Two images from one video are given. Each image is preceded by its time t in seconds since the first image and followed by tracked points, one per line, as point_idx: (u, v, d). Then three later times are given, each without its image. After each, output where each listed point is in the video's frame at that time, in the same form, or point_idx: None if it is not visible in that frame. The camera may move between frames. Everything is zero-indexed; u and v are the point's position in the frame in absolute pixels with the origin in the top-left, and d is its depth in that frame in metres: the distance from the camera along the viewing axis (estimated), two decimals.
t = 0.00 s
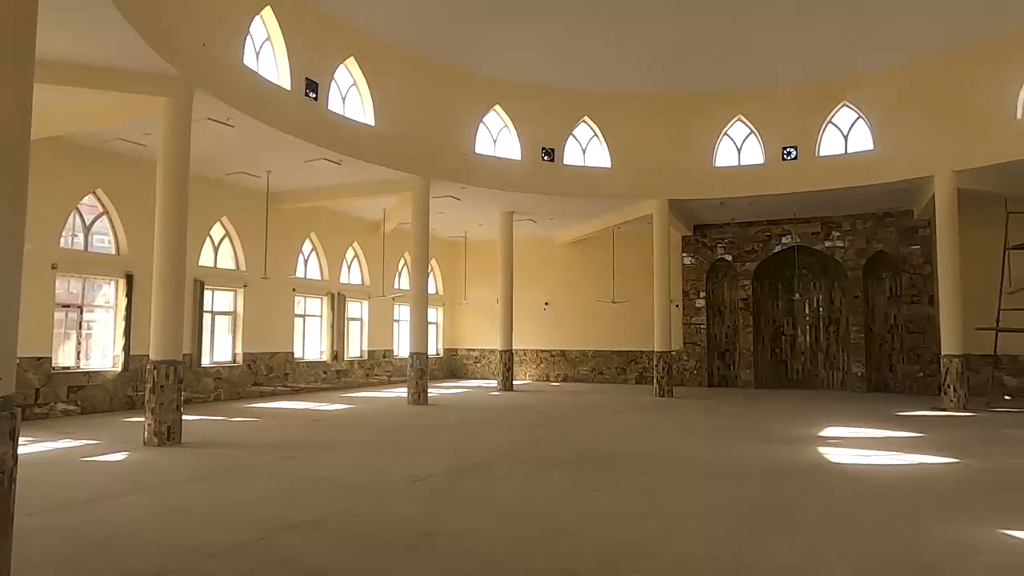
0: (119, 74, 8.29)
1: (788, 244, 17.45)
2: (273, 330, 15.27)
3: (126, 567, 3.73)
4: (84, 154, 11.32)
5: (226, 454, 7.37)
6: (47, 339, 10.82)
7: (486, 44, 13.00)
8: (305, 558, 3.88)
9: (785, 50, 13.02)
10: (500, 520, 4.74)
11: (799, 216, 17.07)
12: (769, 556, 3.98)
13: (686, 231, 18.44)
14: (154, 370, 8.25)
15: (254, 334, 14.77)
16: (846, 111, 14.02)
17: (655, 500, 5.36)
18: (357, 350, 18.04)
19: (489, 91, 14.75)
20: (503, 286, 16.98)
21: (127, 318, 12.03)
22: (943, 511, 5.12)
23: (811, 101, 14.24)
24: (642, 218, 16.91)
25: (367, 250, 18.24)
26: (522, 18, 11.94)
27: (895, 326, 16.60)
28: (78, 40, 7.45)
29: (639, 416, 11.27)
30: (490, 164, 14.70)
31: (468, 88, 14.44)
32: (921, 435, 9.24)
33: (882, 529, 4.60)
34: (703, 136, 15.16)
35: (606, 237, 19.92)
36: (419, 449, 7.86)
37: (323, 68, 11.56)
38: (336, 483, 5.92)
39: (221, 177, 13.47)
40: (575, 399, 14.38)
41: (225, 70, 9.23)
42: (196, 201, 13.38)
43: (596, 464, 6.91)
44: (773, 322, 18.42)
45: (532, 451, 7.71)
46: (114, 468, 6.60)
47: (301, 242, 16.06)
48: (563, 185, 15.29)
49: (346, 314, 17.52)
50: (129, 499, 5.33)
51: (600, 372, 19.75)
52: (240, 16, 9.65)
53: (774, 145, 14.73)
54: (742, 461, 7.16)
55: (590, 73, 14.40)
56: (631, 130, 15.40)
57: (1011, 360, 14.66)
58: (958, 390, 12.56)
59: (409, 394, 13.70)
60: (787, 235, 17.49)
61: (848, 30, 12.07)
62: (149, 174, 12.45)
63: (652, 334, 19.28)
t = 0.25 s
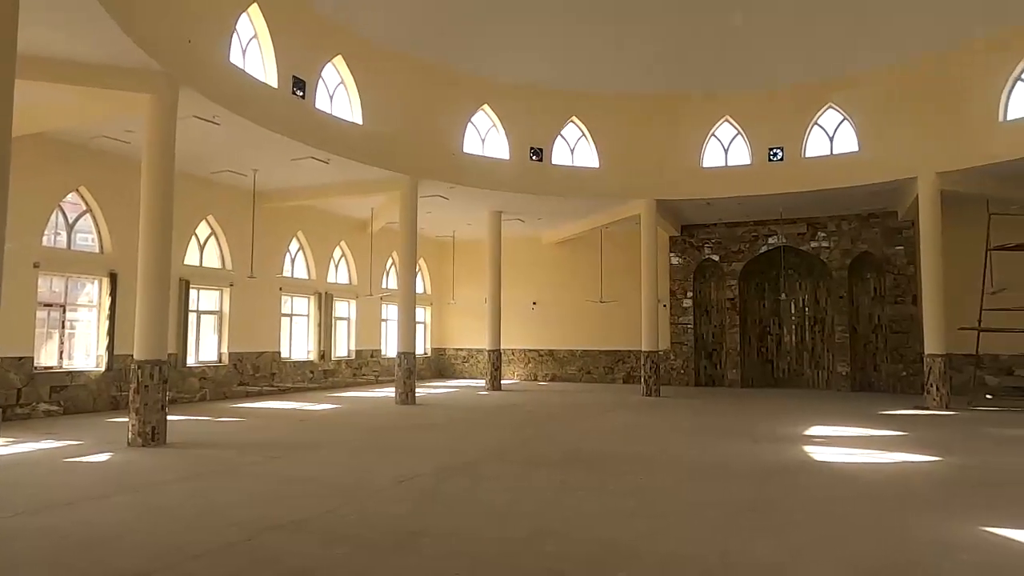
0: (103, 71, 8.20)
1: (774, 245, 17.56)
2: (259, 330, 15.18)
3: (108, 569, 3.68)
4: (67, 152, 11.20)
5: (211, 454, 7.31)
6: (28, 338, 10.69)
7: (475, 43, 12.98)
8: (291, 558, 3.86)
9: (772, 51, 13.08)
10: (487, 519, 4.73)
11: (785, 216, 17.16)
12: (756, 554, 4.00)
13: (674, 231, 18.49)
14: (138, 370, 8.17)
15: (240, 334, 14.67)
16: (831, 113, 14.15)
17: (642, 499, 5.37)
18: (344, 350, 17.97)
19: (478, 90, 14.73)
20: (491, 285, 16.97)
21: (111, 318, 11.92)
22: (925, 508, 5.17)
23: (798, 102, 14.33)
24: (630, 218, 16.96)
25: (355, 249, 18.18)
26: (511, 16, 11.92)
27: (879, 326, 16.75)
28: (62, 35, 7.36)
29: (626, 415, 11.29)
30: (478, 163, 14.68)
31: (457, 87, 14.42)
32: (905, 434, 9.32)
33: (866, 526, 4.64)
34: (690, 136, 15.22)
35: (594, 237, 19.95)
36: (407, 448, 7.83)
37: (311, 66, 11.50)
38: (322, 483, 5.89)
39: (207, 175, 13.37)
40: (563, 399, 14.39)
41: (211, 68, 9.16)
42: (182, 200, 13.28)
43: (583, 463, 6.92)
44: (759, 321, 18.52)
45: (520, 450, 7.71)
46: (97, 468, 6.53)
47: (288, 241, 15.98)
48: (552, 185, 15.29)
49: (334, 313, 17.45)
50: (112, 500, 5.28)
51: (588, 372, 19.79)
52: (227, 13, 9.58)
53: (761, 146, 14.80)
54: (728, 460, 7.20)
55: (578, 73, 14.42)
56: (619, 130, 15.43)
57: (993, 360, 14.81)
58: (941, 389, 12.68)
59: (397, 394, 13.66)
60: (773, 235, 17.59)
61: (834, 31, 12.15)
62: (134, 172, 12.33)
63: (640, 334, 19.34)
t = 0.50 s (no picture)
0: (87, 68, 8.12)
1: (762, 245, 17.64)
2: (247, 329, 15.09)
3: (92, 571, 3.65)
4: (51, 149, 11.08)
5: (197, 455, 7.26)
6: (11, 338, 10.57)
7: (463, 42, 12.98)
8: (278, 559, 3.84)
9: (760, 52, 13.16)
10: (475, 519, 4.72)
11: (772, 217, 17.25)
12: (742, 552, 4.02)
13: (662, 232, 18.54)
14: (123, 370, 8.10)
15: (227, 333, 14.58)
16: (817, 114, 14.25)
17: (629, 498, 5.38)
18: (332, 350, 17.91)
19: (467, 89, 14.71)
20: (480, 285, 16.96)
21: (95, 317, 11.82)
22: (909, 506, 5.22)
23: (785, 103, 14.41)
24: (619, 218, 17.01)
25: (343, 248, 18.11)
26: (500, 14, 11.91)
27: (865, 326, 16.89)
28: (45, 31, 7.28)
29: (615, 415, 11.32)
30: (467, 163, 14.66)
31: (446, 86, 14.38)
32: (889, 433, 9.40)
33: (850, 524, 4.67)
34: (679, 137, 15.27)
35: (583, 237, 19.97)
36: (394, 448, 7.80)
37: (298, 64, 11.44)
38: (309, 483, 5.86)
39: (193, 173, 13.27)
40: (552, 398, 14.40)
41: (198, 65, 9.10)
42: (168, 198, 13.18)
43: (571, 463, 6.92)
44: (747, 321, 18.60)
45: (508, 450, 7.70)
46: (81, 470, 6.47)
47: (276, 240, 15.90)
48: (540, 185, 15.30)
49: (322, 312, 17.38)
50: (96, 501, 5.22)
51: (576, 371, 19.82)
52: (214, 10, 9.53)
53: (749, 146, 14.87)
54: (715, 459, 7.22)
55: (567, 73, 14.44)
56: (608, 130, 15.46)
57: (976, 360, 14.95)
58: (925, 388, 12.78)
59: (385, 393, 13.62)
60: (761, 235, 17.68)
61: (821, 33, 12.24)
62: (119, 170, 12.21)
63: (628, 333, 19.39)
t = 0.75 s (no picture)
0: (71, 64, 8.03)
1: (749, 245, 17.73)
2: (232, 329, 14.99)
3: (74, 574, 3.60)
4: (33, 146, 10.95)
5: (182, 455, 7.19)
6: None
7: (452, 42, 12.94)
8: (264, 560, 3.81)
9: (747, 54, 13.23)
10: (462, 519, 4.71)
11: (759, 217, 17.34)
12: (729, 551, 4.03)
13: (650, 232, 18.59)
14: (106, 370, 8.01)
15: (213, 333, 14.47)
16: (804, 116, 14.32)
17: (617, 497, 5.38)
18: (319, 349, 17.83)
19: (455, 89, 14.68)
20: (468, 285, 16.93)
21: (78, 316, 11.70)
22: (894, 504, 5.26)
23: (772, 104, 14.49)
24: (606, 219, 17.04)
25: (331, 247, 18.04)
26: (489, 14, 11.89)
27: (850, 326, 17.02)
28: (29, 27, 7.19)
29: (602, 414, 11.33)
30: (455, 162, 14.64)
31: (434, 85, 14.34)
32: (874, 432, 9.47)
33: (836, 522, 4.70)
34: (666, 137, 15.32)
35: (571, 237, 19.98)
36: (381, 448, 7.77)
37: (286, 62, 11.37)
38: (295, 484, 5.82)
39: (178, 171, 13.16)
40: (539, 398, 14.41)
41: (183, 62, 9.03)
42: (153, 197, 13.06)
43: (559, 462, 6.92)
44: (734, 321, 18.69)
45: (495, 450, 7.68)
46: (64, 471, 6.39)
47: (262, 238, 15.80)
48: (528, 184, 15.30)
49: (309, 312, 17.29)
50: (78, 503, 5.16)
51: (564, 371, 19.85)
52: (200, 7, 9.45)
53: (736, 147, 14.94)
54: (702, 458, 7.24)
55: (555, 73, 14.44)
56: (596, 130, 15.48)
57: (958, 360, 15.12)
58: (909, 387, 12.89)
59: (372, 393, 13.57)
60: (747, 236, 17.77)
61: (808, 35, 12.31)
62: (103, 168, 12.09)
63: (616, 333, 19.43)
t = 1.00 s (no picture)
0: (55, 60, 7.94)
1: (735, 246, 17.82)
2: (218, 328, 14.89)
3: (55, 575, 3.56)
4: (15, 143, 10.81)
5: (166, 456, 7.12)
6: None
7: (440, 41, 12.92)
8: (249, 561, 3.78)
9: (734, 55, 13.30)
10: (449, 519, 4.69)
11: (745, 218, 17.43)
12: (715, 550, 4.04)
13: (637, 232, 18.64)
14: (89, 370, 7.93)
15: (198, 332, 14.36)
16: (789, 118, 14.43)
17: (604, 497, 5.39)
18: (306, 349, 17.74)
19: (443, 88, 14.66)
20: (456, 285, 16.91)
21: (61, 316, 11.57)
22: (878, 503, 5.30)
23: (758, 106, 14.58)
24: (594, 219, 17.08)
25: (318, 247, 17.95)
26: (477, 14, 11.87)
27: (835, 326, 17.15)
28: (10, 23, 7.10)
29: (589, 414, 11.35)
30: (443, 162, 14.61)
31: (422, 85, 14.31)
32: (858, 431, 9.54)
33: (821, 521, 4.73)
34: (654, 138, 15.37)
35: (558, 236, 20.00)
36: (367, 448, 7.74)
37: (273, 61, 11.31)
38: (280, 485, 5.79)
39: (163, 169, 13.05)
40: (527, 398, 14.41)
41: (168, 59, 8.96)
42: (137, 195, 12.95)
43: (546, 462, 6.92)
44: (720, 321, 18.77)
45: (483, 450, 7.67)
46: (45, 472, 6.31)
47: (248, 237, 15.70)
48: (516, 184, 15.30)
49: (296, 311, 17.20)
50: (60, 504, 5.09)
51: (552, 371, 19.86)
52: (186, 4, 9.38)
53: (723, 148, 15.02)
54: (689, 458, 7.27)
55: (543, 73, 14.45)
56: (583, 130, 15.51)
57: (940, 359, 15.26)
58: (892, 386, 13.00)
59: (359, 393, 13.51)
60: (734, 236, 17.86)
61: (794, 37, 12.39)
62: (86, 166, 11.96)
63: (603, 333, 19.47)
